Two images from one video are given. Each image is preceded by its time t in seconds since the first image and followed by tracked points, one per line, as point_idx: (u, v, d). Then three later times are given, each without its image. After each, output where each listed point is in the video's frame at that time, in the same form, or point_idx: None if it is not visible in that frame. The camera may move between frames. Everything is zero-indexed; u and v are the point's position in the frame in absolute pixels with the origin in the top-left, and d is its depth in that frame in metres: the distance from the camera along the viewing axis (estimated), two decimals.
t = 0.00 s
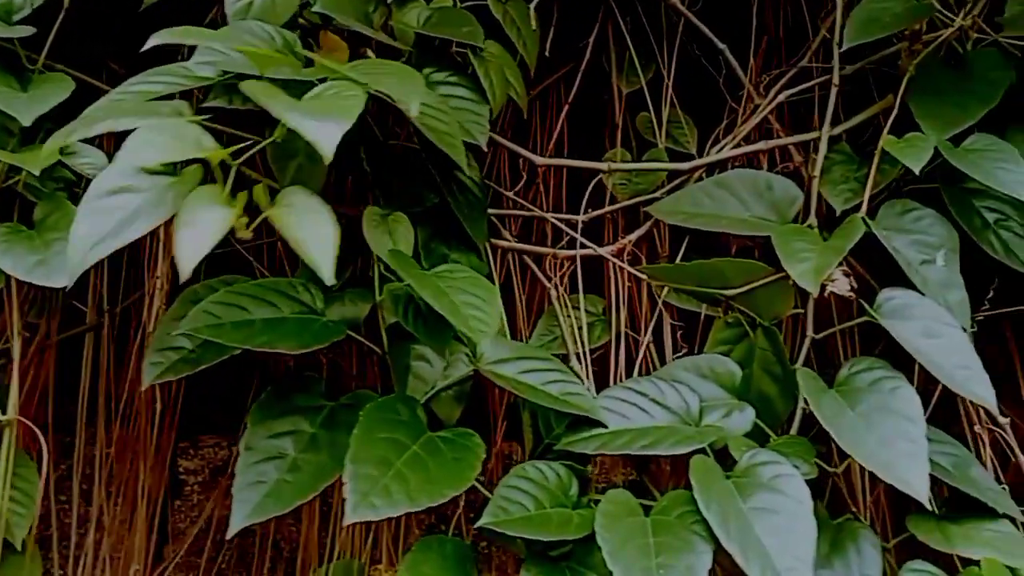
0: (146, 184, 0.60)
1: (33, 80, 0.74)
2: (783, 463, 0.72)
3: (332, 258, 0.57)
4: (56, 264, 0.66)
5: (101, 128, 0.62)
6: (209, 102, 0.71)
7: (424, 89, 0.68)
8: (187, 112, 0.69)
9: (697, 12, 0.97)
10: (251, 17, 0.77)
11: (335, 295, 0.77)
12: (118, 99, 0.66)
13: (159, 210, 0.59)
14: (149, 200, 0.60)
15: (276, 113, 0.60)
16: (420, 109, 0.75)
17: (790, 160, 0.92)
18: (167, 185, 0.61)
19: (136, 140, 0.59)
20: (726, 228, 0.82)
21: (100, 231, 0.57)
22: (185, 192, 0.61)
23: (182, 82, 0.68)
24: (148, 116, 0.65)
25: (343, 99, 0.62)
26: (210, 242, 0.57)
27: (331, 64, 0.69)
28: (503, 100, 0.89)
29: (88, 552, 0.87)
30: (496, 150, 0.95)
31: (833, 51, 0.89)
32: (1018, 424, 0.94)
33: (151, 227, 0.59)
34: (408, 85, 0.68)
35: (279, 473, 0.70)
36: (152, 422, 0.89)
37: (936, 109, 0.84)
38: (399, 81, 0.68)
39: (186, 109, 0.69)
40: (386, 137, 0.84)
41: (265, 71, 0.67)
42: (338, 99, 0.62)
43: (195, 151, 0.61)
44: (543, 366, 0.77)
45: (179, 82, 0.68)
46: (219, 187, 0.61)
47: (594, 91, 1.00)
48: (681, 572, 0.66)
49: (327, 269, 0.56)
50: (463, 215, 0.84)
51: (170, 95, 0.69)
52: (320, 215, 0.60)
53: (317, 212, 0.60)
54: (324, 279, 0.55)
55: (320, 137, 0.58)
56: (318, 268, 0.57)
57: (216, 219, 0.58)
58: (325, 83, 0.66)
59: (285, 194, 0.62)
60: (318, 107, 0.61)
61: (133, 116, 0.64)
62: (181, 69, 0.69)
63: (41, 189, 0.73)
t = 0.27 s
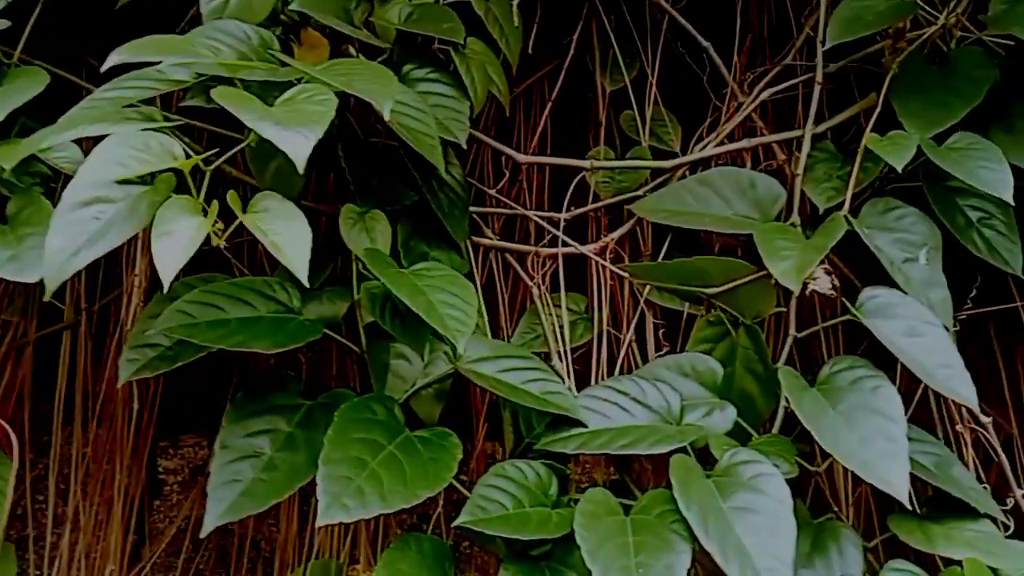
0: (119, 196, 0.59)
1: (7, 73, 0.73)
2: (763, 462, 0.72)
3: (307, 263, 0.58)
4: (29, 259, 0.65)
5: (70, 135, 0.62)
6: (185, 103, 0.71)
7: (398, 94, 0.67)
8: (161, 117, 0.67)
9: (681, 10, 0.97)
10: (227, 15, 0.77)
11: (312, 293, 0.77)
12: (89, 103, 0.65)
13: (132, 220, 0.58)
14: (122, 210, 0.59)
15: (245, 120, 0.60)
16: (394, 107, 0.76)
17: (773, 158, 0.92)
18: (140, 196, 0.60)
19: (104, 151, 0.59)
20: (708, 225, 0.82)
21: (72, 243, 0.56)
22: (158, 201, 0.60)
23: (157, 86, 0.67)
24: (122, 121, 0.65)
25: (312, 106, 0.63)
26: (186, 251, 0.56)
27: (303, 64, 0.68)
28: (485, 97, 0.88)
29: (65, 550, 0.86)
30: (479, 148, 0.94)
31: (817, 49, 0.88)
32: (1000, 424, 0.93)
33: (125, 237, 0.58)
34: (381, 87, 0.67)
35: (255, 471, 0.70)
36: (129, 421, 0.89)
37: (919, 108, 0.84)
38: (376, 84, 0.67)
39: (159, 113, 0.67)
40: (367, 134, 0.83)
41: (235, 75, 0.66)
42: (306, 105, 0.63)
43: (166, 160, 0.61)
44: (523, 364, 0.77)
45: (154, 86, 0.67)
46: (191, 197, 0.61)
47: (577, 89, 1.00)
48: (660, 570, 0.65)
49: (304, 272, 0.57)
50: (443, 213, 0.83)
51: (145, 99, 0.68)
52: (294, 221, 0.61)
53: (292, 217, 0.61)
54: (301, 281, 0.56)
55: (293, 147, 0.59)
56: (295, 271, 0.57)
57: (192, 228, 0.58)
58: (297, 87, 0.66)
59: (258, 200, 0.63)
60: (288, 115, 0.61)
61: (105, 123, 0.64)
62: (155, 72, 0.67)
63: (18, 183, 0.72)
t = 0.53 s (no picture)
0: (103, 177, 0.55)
1: None
2: (743, 461, 0.71)
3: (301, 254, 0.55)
4: None
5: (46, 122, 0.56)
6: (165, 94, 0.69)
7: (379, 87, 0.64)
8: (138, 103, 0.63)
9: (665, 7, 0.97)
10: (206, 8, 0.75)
11: (290, 289, 0.76)
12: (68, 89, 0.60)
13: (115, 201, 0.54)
14: (103, 192, 0.55)
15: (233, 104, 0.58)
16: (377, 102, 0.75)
17: (756, 156, 0.91)
18: (125, 177, 0.56)
19: (90, 129, 0.55)
20: (691, 223, 0.81)
21: (49, 226, 0.52)
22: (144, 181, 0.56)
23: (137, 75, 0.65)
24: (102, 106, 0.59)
25: (300, 88, 0.61)
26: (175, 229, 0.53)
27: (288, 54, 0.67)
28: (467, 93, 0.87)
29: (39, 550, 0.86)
30: (461, 145, 0.94)
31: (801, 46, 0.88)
32: (982, 424, 0.93)
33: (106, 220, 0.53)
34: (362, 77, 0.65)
35: (230, 467, 0.69)
36: (107, 421, 0.88)
37: (904, 105, 0.83)
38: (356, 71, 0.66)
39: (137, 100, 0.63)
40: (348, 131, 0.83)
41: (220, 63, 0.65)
42: (295, 86, 0.61)
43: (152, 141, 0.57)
44: (504, 363, 0.76)
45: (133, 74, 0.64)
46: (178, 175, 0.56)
47: (560, 87, 1.00)
48: (640, 569, 0.64)
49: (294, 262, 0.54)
50: (424, 209, 0.83)
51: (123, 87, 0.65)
52: (281, 206, 0.58)
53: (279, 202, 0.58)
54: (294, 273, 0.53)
55: (280, 131, 0.56)
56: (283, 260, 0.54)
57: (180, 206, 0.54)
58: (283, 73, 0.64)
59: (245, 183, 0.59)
60: (276, 97, 0.59)
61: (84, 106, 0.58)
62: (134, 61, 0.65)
63: None
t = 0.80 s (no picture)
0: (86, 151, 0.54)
1: None
2: (724, 459, 0.70)
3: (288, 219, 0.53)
4: None
5: (29, 88, 0.55)
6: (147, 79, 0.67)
7: (374, 74, 0.65)
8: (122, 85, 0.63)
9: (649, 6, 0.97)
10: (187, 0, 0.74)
11: (267, 286, 0.75)
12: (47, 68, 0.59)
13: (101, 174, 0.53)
14: (87, 166, 0.53)
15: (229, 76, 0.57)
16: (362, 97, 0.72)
17: (739, 154, 0.91)
18: (109, 151, 0.54)
19: (71, 99, 0.53)
20: (673, 220, 0.81)
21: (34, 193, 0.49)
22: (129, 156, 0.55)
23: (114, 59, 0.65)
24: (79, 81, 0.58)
25: (288, 69, 0.60)
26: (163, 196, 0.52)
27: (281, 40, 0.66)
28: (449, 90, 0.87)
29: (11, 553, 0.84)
30: (444, 143, 0.94)
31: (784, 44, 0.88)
32: (965, 424, 0.93)
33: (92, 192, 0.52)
34: (354, 64, 0.65)
35: (205, 464, 0.68)
36: (83, 419, 0.87)
37: (888, 103, 0.83)
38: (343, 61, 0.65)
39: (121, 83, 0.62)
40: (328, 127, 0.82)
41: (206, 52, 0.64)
42: (282, 66, 0.60)
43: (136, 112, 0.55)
44: (484, 361, 0.75)
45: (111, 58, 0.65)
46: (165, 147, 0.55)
47: (544, 86, 1.00)
48: (618, 568, 0.63)
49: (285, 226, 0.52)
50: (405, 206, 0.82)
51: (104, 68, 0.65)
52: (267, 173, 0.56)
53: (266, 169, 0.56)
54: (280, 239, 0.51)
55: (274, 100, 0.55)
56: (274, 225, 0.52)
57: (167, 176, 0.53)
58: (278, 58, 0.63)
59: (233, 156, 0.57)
60: (266, 75, 0.58)
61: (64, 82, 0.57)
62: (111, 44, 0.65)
63: None
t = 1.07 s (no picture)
0: (64, 139, 0.54)
1: None
2: (705, 458, 0.69)
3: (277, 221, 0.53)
4: None
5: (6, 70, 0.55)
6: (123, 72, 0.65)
7: (354, 62, 0.64)
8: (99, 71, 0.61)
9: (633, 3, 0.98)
10: None
11: (245, 282, 0.74)
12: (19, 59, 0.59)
13: (78, 162, 0.53)
14: (64, 153, 0.54)
15: (208, 68, 0.55)
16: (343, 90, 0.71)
17: (723, 152, 0.91)
18: (87, 139, 0.55)
19: (54, 84, 0.52)
20: (656, 218, 0.81)
21: (9, 179, 0.50)
22: (107, 146, 0.55)
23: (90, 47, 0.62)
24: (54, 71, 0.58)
25: (267, 62, 0.58)
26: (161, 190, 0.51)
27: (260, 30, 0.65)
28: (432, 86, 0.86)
29: None
30: (427, 138, 0.94)
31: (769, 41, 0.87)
32: (949, 424, 0.92)
33: (67, 180, 0.52)
34: (333, 56, 0.63)
35: (181, 463, 0.66)
36: (58, 416, 0.86)
37: (874, 100, 0.82)
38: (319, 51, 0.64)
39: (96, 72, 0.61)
40: (308, 122, 0.81)
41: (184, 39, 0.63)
42: (261, 59, 0.59)
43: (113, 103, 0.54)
44: (465, 359, 0.74)
45: (86, 47, 0.62)
46: (151, 142, 0.55)
47: (528, 83, 1.00)
48: (597, 570, 0.62)
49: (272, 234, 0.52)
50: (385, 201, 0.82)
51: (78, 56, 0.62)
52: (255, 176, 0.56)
53: (255, 172, 0.56)
54: (269, 242, 0.51)
55: (257, 99, 0.54)
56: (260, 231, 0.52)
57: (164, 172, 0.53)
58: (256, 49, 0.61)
59: (217, 155, 0.58)
60: (244, 69, 0.56)
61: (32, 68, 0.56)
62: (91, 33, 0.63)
63: None
